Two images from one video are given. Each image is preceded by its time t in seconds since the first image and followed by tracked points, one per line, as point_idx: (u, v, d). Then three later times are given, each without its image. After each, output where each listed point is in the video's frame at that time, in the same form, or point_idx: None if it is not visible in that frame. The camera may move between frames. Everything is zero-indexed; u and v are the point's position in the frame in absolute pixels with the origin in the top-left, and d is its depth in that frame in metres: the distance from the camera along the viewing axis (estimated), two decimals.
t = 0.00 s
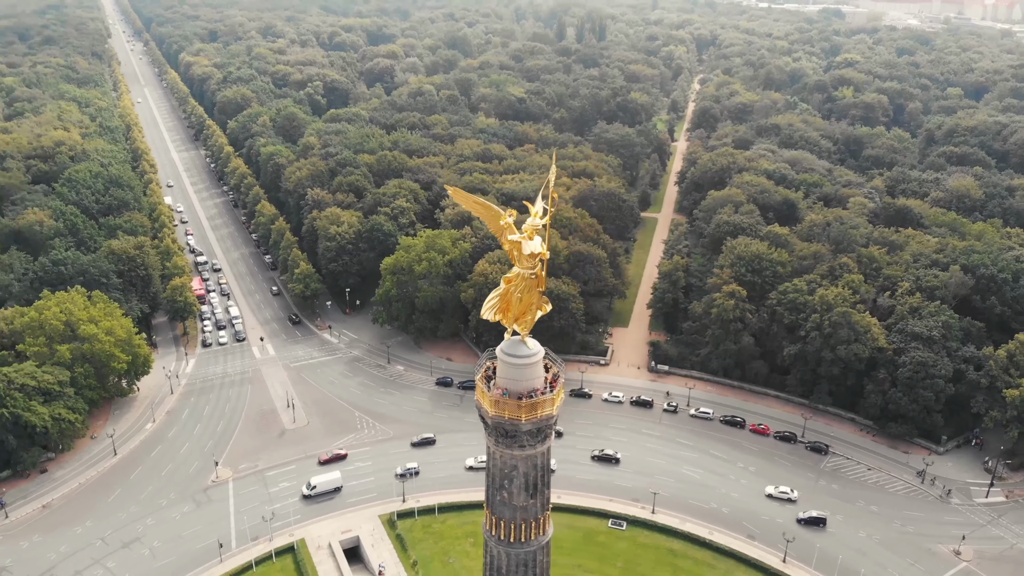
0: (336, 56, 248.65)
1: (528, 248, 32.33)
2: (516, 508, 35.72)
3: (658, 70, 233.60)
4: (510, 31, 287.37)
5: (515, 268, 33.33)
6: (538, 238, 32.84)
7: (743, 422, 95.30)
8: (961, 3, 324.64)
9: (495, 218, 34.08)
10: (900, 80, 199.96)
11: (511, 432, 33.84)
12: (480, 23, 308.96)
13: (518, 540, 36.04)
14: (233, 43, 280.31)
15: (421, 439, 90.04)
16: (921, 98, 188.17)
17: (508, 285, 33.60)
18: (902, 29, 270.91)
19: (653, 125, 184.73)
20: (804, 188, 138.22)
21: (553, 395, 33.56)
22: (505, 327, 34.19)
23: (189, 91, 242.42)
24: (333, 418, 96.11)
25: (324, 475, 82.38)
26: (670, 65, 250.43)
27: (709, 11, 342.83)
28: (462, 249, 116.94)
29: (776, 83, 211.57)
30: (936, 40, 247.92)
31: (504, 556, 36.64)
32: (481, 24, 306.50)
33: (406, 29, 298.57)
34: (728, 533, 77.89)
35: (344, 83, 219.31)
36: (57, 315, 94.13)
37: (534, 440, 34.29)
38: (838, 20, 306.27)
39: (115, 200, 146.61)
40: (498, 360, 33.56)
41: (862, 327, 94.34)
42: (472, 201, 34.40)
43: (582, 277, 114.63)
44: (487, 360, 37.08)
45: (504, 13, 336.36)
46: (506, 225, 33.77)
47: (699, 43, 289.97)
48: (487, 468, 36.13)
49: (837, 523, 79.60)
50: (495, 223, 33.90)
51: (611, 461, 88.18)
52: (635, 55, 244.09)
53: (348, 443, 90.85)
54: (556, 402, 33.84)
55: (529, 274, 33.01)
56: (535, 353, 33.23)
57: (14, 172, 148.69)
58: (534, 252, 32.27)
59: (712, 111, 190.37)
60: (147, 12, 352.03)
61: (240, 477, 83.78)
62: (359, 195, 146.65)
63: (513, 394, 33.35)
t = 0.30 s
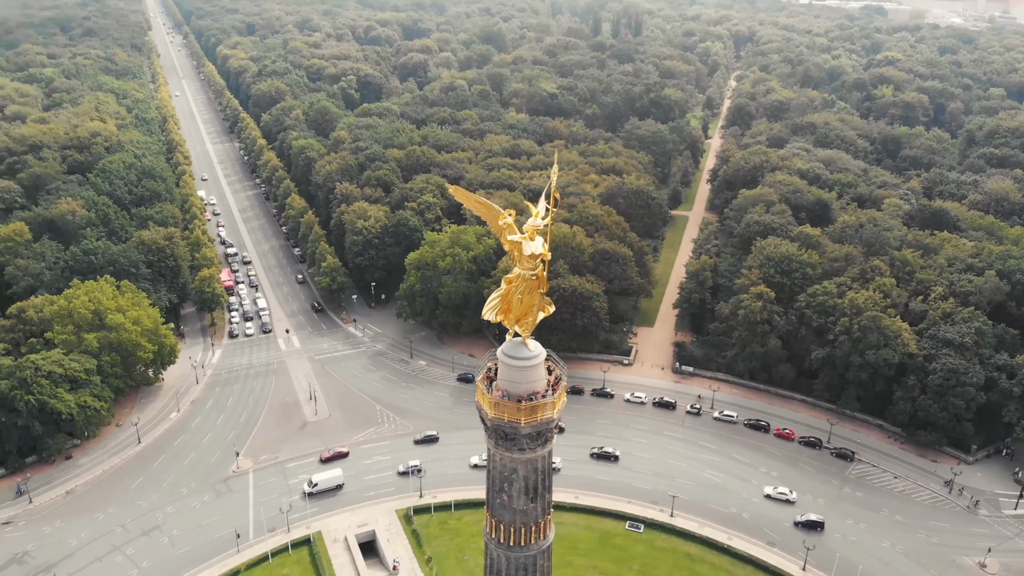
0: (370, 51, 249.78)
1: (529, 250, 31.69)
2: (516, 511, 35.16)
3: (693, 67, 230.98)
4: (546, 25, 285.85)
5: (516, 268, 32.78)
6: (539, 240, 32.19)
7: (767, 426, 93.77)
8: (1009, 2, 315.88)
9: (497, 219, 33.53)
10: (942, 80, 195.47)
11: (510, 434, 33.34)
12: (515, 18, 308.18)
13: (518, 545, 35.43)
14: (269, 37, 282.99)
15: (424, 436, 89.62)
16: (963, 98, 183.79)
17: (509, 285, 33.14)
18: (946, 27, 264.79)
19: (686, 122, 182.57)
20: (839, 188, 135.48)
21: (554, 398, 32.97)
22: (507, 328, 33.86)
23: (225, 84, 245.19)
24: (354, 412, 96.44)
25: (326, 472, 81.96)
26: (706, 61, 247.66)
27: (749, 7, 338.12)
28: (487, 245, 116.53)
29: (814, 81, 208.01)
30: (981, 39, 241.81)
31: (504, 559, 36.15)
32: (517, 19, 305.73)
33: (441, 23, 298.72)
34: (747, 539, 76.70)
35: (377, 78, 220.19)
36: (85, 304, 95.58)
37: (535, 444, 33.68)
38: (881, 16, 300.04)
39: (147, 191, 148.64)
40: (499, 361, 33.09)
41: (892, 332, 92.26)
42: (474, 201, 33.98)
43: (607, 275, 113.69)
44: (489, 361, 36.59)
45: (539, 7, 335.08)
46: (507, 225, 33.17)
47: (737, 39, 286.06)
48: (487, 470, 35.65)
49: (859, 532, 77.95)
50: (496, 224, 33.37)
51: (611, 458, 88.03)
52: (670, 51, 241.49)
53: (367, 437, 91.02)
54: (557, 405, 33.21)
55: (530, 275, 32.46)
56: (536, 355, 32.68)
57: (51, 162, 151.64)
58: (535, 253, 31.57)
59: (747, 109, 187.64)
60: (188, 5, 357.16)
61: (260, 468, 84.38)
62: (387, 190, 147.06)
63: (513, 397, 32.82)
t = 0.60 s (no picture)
0: (406, 45, 250.37)
1: (529, 252, 31.16)
2: (515, 515, 34.64)
3: (732, 63, 227.89)
4: (583, 20, 284.10)
5: (517, 269, 32.28)
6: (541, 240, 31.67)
7: (793, 431, 92.07)
8: None
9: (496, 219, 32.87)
10: (987, 80, 190.54)
11: (509, 437, 32.79)
12: (553, 12, 306.71)
13: (517, 548, 34.95)
14: (307, 30, 284.97)
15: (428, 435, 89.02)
16: (1009, 99, 179.05)
17: (510, 286, 32.68)
18: (995, 26, 257.96)
19: (722, 119, 180.26)
20: (875, 189, 132.57)
21: (554, 401, 32.45)
22: (508, 329, 33.42)
23: (262, 77, 247.79)
24: (376, 405, 96.75)
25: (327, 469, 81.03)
26: (745, 58, 244.28)
27: (791, 3, 332.70)
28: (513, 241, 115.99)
29: (855, 79, 203.89)
30: None
31: (504, 562, 35.68)
32: (554, 14, 304.27)
33: (478, 17, 298.05)
34: (768, 546, 75.46)
35: (412, 72, 220.79)
36: (115, 292, 97.05)
37: (535, 447, 33.14)
38: (927, 14, 293.35)
39: (180, 182, 150.49)
40: (499, 361, 32.67)
41: (924, 338, 90.03)
42: (473, 199, 33.38)
43: (633, 274, 112.54)
44: (491, 361, 36.12)
45: (577, 2, 333.19)
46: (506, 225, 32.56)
47: (778, 36, 281.61)
48: (488, 472, 35.19)
49: (883, 542, 76.24)
50: (495, 223, 32.70)
51: (610, 456, 87.74)
52: (709, 47, 238.57)
53: (388, 431, 91.09)
54: (557, 408, 32.67)
55: (530, 276, 31.86)
56: (538, 357, 32.19)
57: (89, 152, 154.60)
58: (535, 254, 31.14)
59: (785, 107, 184.77)
60: None
61: (281, 459, 84.92)
62: (416, 184, 147.27)
63: (512, 398, 32.35)
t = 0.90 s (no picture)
0: (443, 38, 250.61)
1: (529, 253, 30.62)
2: (515, 519, 34.18)
3: (773, 60, 224.16)
4: (623, 15, 281.71)
5: (517, 269, 31.74)
6: (543, 241, 31.10)
7: (821, 438, 90.36)
8: None
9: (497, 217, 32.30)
10: None
11: (509, 440, 32.25)
12: (592, 7, 304.62)
13: (517, 552, 34.51)
14: (346, 23, 286.69)
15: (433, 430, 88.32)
16: None
17: (511, 287, 32.20)
18: None
19: (760, 117, 177.49)
20: (915, 190, 129.40)
21: (555, 405, 31.88)
22: (509, 331, 32.89)
23: (301, 69, 250.01)
24: (400, 398, 96.97)
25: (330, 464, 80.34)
26: (787, 54, 240.37)
27: None
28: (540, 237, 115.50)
29: (899, 77, 199.17)
30: None
31: (504, 566, 35.27)
32: (594, 8, 302.19)
33: (517, 11, 296.96)
34: (790, 553, 74.16)
35: (449, 66, 220.87)
36: (146, 281, 98.39)
37: (535, 451, 32.61)
38: (978, 11, 285.52)
39: (215, 173, 152.36)
40: (500, 363, 32.25)
41: (959, 345, 87.63)
42: (474, 198, 32.77)
43: (662, 273, 111.33)
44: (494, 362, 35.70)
45: None
46: (507, 224, 31.97)
47: (821, 32, 276.45)
48: (489, 474, 34.75)
49: (909, 554, 74.45)
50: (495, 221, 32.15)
51: (610, 453, 87.38)
52: (750, 43, 234.99)
53: (411, 425, 91.32)
54: (558, 412, 32.09)
55: (531, 277, 31.35)
56: (539, 360, 31.76)
57: (127, 142, 157.42)
58: (536, 254, 30.56)
59: (826, 105, 181.60)
60: None
61: (304, 449, 85.56)
62: (446, 178, 147.40)
63: (512, 401, 31.88)
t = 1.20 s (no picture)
0: (483, 32, 250.24)
1: (530, 255, 30.17)
2: (515, 523, 33.80)
3: (817, 57, 219.84)
4: (665, 10, 278.66)
5: (518, 271, 31.28)
6: (544, 242, 30.65)
7: (851, 445, 88.46)
8: None
9: (497, 216, 31.87)
10: None
11: (507, 443, 31.88)
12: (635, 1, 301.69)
13: (516, 556, 34.10)
14: (388, 16, 287.90)
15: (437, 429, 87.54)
16: None
17: (511, 288, 31.72)
18: None
19: (801, 115, 174.27)
20: (957, 193, 125.87)
21: (556, 409, 31.31)
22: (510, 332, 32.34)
23: (340, 62, 251.77)
24: (424, 392, 97.02)
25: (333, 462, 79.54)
26: (833, 51, 235.60)
27: None
28: (569, 234, 114.82)
29: (947, 76, 193.88)
30: None
31: (503, 569, 34.96)
32: (637, 2, 299.24)
33: (558, 4, 295.16)
34: (813, 563, 72.71)
35: (487, 60, 220.42)
36: (177, 270, 99.71)
37: (534, 455, 32.16)
38: None
39: (250, 164, 154.03)
40: (501, 366, 31.79)
41: (996, 354, 84.93)
42: (474, 196, 32.28)
43: (692, 272, 109.88)
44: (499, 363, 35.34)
45: None
46: (507, 224, 31.53)
47: (868, 29, 270.60)
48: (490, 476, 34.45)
49: (937, 568, 72.53)
50: (495, 221, 31.71)
51: (613, 451, 87.07)
52: (794, 39, 230.66)
53: (434, 418, 91.43)
54: (559, 417, 31.55)
55: (531, 279, 30.86)
56: (541, 363, 31.20)
57: (166, 132, 160.11)
58: (537, 255, 30.08)
59: (870, 103, 178.27)
60: None
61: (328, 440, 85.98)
62: (478, 173, 147.17)
63: (512, 404, 31.45)
